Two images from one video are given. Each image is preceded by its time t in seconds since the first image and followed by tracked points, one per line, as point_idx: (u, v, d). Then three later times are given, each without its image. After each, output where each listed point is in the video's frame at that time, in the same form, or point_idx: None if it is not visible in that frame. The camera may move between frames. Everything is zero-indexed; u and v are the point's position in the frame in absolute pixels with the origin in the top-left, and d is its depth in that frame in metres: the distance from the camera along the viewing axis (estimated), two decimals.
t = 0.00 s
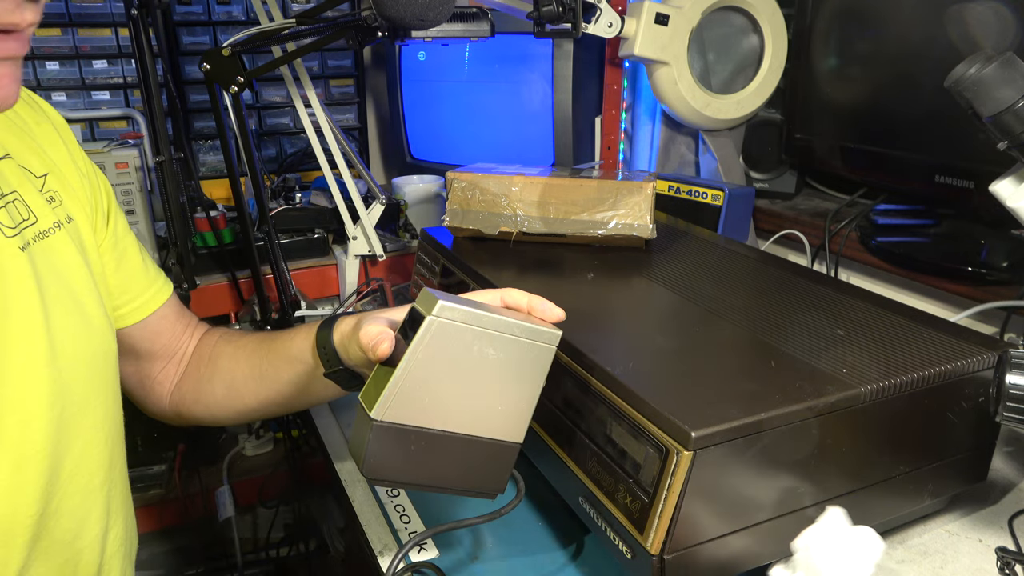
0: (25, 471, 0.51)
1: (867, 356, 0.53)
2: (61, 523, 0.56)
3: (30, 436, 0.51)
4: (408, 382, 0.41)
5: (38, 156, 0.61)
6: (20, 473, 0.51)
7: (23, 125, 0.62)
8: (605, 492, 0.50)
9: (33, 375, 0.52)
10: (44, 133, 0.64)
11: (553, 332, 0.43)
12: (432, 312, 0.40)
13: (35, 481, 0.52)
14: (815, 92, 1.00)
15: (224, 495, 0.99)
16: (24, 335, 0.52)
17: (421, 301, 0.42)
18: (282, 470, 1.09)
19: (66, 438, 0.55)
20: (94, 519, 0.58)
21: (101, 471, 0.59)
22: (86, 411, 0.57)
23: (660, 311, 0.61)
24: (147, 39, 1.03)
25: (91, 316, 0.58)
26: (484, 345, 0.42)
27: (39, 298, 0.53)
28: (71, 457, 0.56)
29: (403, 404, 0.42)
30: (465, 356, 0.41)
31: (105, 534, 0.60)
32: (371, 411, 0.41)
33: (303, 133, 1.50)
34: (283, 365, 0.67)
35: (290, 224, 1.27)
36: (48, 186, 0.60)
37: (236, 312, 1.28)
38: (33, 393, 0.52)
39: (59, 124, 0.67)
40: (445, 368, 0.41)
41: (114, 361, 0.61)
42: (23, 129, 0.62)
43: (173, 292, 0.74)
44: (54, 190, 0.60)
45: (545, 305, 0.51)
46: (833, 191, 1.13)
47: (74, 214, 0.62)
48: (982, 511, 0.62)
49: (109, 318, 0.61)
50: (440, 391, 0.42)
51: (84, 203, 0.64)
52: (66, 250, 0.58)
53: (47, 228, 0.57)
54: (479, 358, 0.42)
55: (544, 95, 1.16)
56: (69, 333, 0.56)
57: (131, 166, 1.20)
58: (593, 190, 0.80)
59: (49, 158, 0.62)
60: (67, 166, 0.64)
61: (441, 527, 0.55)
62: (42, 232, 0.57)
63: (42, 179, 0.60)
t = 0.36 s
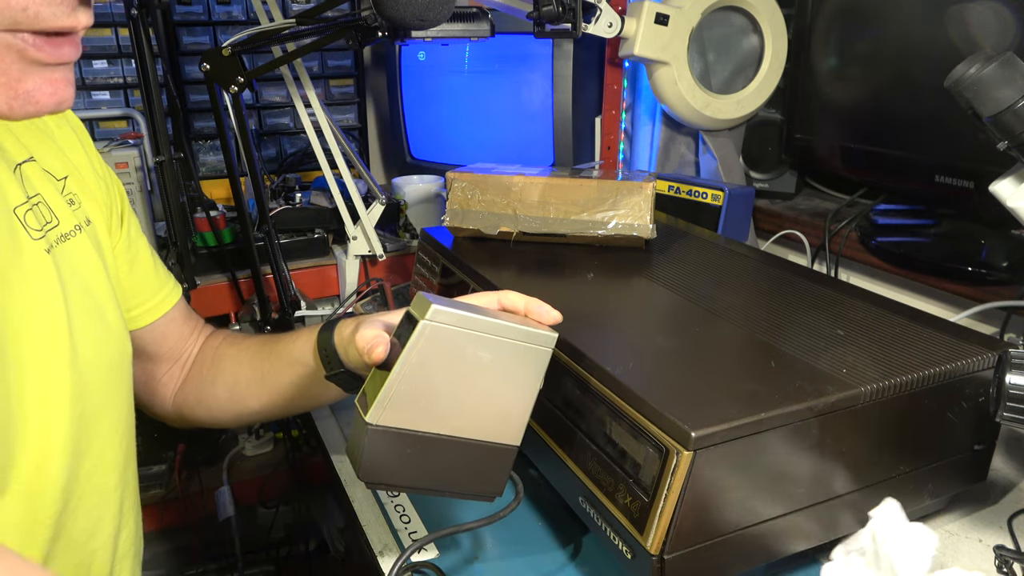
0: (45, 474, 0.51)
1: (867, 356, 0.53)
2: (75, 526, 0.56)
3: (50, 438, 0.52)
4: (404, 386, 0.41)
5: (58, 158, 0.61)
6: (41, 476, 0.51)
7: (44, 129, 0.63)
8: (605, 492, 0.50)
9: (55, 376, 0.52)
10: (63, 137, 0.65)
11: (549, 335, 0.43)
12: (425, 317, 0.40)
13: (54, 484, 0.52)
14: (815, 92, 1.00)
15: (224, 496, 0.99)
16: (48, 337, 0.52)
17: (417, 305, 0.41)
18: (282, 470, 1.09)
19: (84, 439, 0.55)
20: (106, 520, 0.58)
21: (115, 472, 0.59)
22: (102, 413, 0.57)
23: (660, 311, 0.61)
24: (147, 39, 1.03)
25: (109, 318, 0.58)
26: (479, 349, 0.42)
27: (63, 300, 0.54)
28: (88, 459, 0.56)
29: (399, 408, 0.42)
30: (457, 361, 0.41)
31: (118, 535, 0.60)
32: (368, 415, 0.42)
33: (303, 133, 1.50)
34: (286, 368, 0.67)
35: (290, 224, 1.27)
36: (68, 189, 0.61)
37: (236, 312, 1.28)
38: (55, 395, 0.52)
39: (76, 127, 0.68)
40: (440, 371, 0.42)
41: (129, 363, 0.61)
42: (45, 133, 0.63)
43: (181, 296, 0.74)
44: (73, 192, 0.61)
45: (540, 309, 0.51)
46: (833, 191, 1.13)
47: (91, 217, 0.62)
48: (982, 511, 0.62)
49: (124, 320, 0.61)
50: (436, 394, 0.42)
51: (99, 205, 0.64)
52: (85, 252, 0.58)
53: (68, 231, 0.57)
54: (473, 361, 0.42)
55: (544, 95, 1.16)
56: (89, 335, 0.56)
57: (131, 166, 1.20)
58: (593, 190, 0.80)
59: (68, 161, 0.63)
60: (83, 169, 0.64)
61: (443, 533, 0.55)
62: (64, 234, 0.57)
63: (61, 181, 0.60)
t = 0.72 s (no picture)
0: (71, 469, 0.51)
1: (867, 356, 0.53)
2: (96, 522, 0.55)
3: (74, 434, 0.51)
4: (383, 383, 0.41)
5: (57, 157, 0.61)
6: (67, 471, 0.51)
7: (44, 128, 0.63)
8: (605, 492, 0.50)
9: (81, 372, 0.52)
10: (61, 136, 0.64)
11: (529, 330, 0.43)
12: (403, 313, 0.40)
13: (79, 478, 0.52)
14: (815, 92, 1.00)
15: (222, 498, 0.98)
16: (70, 332, 0.52)
17: (394, 303, 0.42)
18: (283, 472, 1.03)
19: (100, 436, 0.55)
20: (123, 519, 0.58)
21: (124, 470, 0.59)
22: (114, 410, 0.57)
23: (660, 311, 0.61)
24: (147, 39, 1.03)
25: (112, 318, 0.59)
26: (458, 345, 0.42)
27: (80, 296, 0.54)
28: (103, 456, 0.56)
29: (379, 405, 0.42)
30: (435, 358, 0.41)
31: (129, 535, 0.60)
32: (347, 413, 0.42)
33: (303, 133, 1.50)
34: (268, 367, 0.68)
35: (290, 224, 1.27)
36: (71, 189, 0.61)
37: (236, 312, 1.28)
38: (80, 389, 0.52)
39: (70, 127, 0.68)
40: (418, 368, 0.42)
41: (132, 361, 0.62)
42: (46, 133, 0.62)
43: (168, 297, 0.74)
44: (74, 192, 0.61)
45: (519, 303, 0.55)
46: (833, 191, 1.13)
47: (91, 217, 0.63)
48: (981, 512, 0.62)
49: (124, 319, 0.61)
50: (414, 392, 0.42)
51: (95, 206, 0.64)
52: (91, 251, 0.59)
53: (76, 230, 0.58)
54: (453, 357, 0.42)
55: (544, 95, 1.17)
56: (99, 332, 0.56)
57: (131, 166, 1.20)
58: (593, 190, 0.80)
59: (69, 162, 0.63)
60: (80, 170, 0.64)
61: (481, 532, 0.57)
62: (73, 233, 0.57)
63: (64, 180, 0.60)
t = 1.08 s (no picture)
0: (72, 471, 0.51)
1: (867, 356, 0.53)
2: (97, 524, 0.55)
3: (74, 436, 0.51)
4: (388, 392, 0.41)
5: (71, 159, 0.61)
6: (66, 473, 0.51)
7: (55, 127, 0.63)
8: (605, 491, 0.50)
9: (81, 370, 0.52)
10: (72, 136, 0.64)
11: (537, 333, 0.41)
12: (404, 323, 0.39)
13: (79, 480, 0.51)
14: (815, 92, 1.00)
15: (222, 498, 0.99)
16: (73, 332, 0.52)
17: (395, 312, 0.41)
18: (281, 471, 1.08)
19: (99, 437, 0.55)
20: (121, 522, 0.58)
21: (124, 469, 0.59)
22: (115, 411, 0.57)
23: (660, 311, 0.61)
24: (147, 39, 1.03)
25: (120, 318, 0.58)
26: (462, 351, 0.41)
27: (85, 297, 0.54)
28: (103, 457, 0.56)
29: (386, 413, 0.42)
30: (440, 365, 0.41)
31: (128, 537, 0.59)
32: (356, 425, 0.42)
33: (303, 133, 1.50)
34: (283, 367, 0.67)
35: (290, 224, 1.27)
36: (81, 189, 0.61)
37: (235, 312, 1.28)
38: (81, 390, 0.52)
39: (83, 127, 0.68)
40: (422, 377, 0.41)
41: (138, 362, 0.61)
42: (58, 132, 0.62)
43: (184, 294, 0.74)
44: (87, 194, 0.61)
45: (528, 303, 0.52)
46: (833, 191, 1.13)
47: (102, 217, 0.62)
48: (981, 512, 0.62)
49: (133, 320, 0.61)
50: (422, 398, 0.42)
51: (106, 205, 0.64)
52: (99, 252, 0.59)
53: (84, 230, 0.58)
54: (458, 363, 0.41)
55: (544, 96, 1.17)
56: (103, 333, 0.56)
57: (131, 166, 1.20)
58: (593, 190, 0.80)
59: (79, 162, 0.63)
60: (91, 169, 0.64)
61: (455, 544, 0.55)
62: (80, 233, 0.57)
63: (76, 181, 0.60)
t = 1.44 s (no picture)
0: (52, 487, 0.50)
1: (867, 356, 0.53)
2: (82, 540, 0.54)
3: (53, 452, 0.51)
4: (419, 403, 0.33)
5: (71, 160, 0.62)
6: (45, 490, 0.50)
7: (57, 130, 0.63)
8: (605, 491, 0.50)
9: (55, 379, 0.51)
10: (74, 137, 0.64)
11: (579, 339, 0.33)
12: (433, 323, 0.32)
13: (58, 496, 0.51)
14: (815, 92, 1.00)
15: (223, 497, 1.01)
16: (48, 345, 0.52)
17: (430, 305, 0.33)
18: (282, 471, 1.07)
19: (84, 451, 0.54)
20: (105, 535, 0.56)
21: (112, 478, 0.57)
22: (98, 421, 0.56)
23: (660, 311, 0.61)
24: (147, 39, 1.03)
25: (108, 326, 0.58)
26: (503, 350, 0.32)
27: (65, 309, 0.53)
28: (88, 471, 0.55)
29: (415, 430, 0.34)
30: (475, 367, 0.32)
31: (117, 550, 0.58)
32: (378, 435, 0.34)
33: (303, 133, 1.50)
34: (325, 358, 0.60)
35: (290, 224, 1.27)
36: (79, 194, 0.60)
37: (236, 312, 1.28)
38: (59, 400, 0.51)
39: (93, 129, 0.67)
40: (457, 390, 0.33)
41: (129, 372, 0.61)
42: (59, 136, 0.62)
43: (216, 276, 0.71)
44: (85, 196, 0.61)
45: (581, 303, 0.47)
46: (833, 191, 1.12)
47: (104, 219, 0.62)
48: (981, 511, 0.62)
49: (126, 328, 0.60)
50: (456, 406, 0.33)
51: (107, 201, 0.63)
52: (88, 259, 0.58)
53: (73, 238, 0.57)
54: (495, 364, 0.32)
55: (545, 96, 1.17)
56: (85, 342, 0.55)
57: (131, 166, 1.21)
58: (593, 190, 0.80)
59: (77, 164, 0.62)
60: (95, 167, 0.64)
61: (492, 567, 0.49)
62: (68, 240, 0.56)
63: (73, 185, 0.60)
